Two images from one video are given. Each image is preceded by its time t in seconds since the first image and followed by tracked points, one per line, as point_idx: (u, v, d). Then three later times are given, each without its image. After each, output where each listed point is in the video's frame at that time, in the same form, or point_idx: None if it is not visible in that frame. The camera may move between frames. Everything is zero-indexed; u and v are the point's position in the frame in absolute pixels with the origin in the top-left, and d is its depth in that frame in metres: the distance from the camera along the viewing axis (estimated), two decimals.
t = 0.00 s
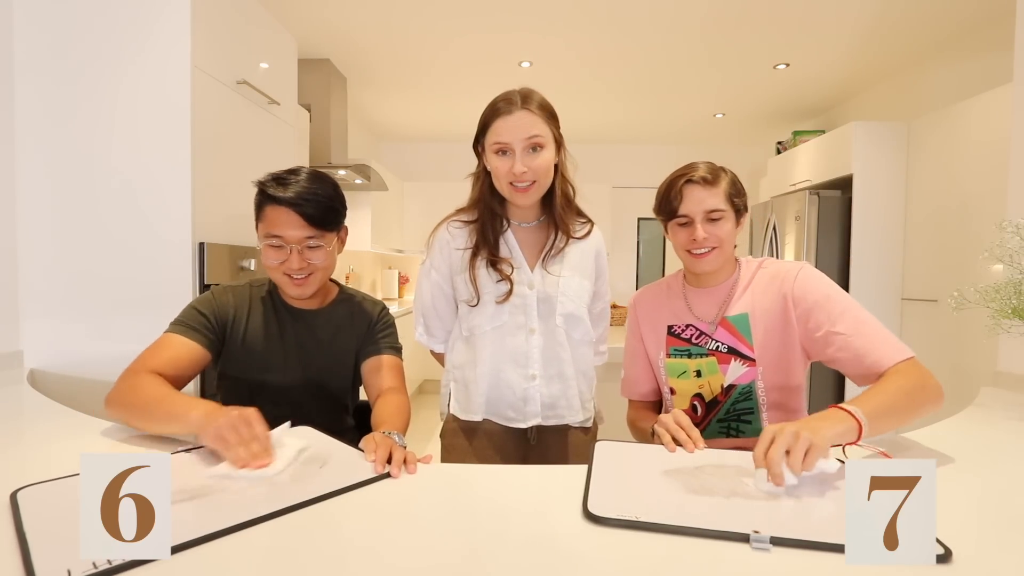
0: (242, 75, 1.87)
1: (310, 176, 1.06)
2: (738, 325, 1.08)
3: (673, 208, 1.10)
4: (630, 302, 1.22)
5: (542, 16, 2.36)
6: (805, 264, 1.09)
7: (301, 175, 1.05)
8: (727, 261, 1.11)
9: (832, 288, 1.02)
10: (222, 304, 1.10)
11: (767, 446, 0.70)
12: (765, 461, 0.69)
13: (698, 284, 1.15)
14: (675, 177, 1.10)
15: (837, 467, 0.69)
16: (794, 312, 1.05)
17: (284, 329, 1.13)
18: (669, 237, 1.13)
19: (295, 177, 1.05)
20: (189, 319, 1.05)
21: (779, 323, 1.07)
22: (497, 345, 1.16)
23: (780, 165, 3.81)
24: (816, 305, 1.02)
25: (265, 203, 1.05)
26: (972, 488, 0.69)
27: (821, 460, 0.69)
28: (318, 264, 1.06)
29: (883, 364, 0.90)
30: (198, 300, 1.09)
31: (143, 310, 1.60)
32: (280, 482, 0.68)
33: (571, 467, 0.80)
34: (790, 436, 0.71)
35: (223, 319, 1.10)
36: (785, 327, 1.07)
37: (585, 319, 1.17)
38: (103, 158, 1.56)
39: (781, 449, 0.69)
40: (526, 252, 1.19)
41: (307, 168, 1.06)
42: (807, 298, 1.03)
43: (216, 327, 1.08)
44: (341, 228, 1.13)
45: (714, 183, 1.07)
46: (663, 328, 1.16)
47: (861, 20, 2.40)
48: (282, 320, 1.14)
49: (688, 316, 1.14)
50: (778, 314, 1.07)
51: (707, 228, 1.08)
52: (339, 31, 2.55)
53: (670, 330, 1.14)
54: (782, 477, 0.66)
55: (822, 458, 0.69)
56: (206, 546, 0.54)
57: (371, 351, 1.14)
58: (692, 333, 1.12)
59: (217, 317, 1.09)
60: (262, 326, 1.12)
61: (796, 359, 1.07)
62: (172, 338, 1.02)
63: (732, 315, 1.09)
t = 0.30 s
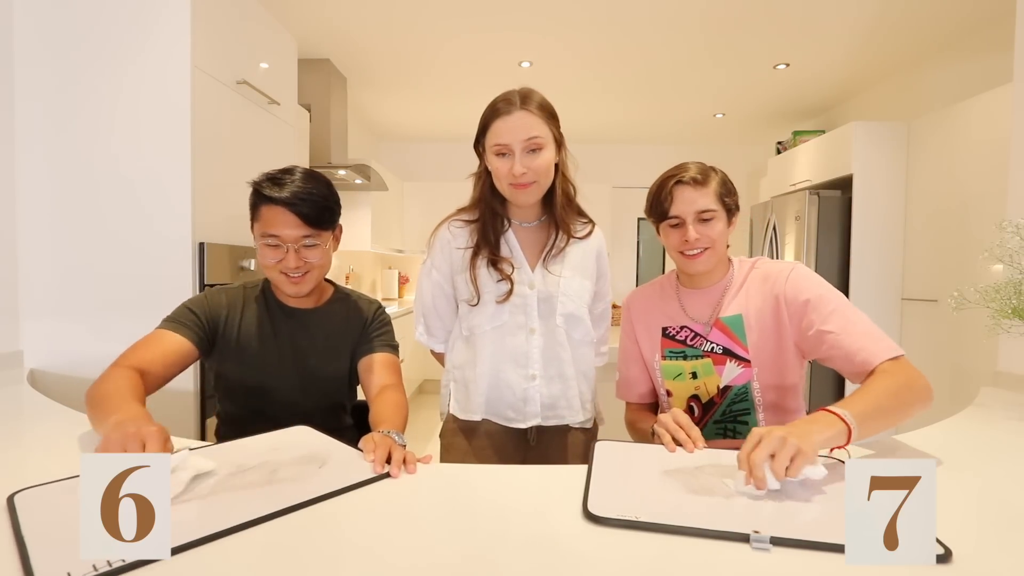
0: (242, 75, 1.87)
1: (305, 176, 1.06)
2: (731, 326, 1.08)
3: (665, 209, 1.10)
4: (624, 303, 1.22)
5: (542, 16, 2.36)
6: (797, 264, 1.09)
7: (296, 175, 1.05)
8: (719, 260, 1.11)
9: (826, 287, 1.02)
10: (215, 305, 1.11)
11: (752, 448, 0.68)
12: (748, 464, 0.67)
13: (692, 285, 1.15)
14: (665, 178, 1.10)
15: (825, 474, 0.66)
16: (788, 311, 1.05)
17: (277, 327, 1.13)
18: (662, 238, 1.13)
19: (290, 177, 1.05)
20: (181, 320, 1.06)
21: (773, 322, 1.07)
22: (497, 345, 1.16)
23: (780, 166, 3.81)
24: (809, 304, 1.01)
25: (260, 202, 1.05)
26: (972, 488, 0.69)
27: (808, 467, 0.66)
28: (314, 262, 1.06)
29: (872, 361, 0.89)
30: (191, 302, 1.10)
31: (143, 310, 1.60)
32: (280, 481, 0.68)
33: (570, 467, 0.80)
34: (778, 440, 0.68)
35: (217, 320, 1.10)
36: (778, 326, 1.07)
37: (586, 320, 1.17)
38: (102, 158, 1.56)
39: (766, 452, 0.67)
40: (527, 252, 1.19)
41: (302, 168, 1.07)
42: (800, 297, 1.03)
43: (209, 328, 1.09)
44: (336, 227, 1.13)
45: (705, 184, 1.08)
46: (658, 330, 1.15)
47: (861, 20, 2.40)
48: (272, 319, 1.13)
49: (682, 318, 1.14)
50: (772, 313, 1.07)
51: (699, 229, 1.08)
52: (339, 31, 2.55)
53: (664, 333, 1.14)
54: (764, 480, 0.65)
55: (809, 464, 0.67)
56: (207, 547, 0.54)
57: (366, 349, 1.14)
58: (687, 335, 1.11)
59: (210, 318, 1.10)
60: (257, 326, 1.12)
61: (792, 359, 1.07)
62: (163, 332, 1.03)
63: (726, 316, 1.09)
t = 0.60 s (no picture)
0: (242, 75, 1.87)
1: (291, 174, 1.07)
2: (730, 321, 1.09)
3: (666, 208, 1.10)
4: (623, 304, 1.22)
5: (542, 16, 2.36)
6: (795, 262, 1.10)
7: (282, 173, 1.05)
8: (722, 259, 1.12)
9: (817, 285, 1.02)
10: (218, 304, 1.09)
11: (718, 446, 0.69)
12: (716, 461, 0.68)
13: (694, 283, 1.16)
14: (667, 179, 1.10)
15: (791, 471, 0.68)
16: (783, 308, 1.05)
17: (282, 328, 1.13)
18: (663, 236, 1.13)
19: (276, 176, 1.05)
20: (188, 319, 1.04)
21: (767, 319, 1.08)
22: (497, 343, 1.16)
23: (780, 166, 3.81)
24: (800, 300, 1.02)
25: (246, 201, 1.05)
26: (972, 488, 0.69)
27: (774, 463, 0.68)
28: (304, 259, 1.07)
29: (843, 360, 0.89)
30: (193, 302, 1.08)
31: (143, 310, 1.60)
32: (281, 483, 0.68)
33: (570, 468, 0.80)
34: (743, 436, 0.70)
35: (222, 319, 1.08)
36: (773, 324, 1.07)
37: (587, 320, 1.17)
38: (102, 159, 1.56)
39: (732, 449, 0.68)
40: (529, 252, 1.19)
41: (286, 166, 1.07)
42: (793, 293, 1.03)
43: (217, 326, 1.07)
44: (324, 223, 1.13)
45: (707, 183, 1.08)
46: (657, 327, 1.15)
47: (861, 20, 2.40)
48: (273, 320, 1.13)
49: (681, 315, 1.14)
50: (767, 311, 1.08)
51: (700, 228, 1.08)
52: (339, 31, 2.55)
53: (664, 329, 1.14)
54: (733, 476, 0.66)
55: (774, 460, 0.68)
56: (207, 546, 0.54)
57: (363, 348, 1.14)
58: (686, 331, 1.12)
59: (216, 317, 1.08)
60: (256, 326, 1.12)
61: (784, 355, 1.08)
62: (178, 341, 1.00)
63: (727, 312, 1.10)
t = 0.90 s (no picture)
0: (242, 75, 1.87)
1: (294, 172, 1.08)
2: (730, 317, 1.09)
3: (678, 203, 1.10)
4: (628, 301, 1.22)
5: (542, 16, 2.36)
6: (796, 263, 1.09)
7: (286, 170, 1.06)
8: (727, 258, 1.11)
9: (815, 287, 1.02)
10: (214, 303, 1.09)
11: (694, 447, 0.68)
12: (690, 464, 0.67)
13: (697, 278, 1.15)
14: (682, 174, 1.11)
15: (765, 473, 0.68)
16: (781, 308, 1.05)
17: (280, 327, 1.13)
18: (672, 232, 1.13)
19: (279, 173, 1.06)
20: (184, 316, 1.04)
21: (765, 316, 1.07)
22: (498, 342, 1.16)
23: (780, 166, 3.81)
24: (793, 299, 1.02)
25: (250, 198, 1.06)
26: (972, 488, 0.69)
27: (749, 466, 0.68)
28: (306, 256, 1.07)
29: (821, 358, 0.90)
30: (188, 300, 1.08)
31: (143, 311, 1.60)
32: (280, 482, 0.68)
33: (570, 468, 0.80)
34: (719, 439, 0.68)
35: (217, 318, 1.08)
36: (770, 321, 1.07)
37: (587, 319, 1.17)
38: (103, 159, 1.56)
39: (707, 452, 0.66)
40: (530, 252, 1.19)
41: (290, 164, 1.08)
42: (788, 292, 1.03)
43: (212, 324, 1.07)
44: (326, 222, 1.14)
45: (720, 181, 1.08)
46: (658, 321, 1.16)
47: (861, 20, 2.40)
48: (271, 318, 1.13)
49: (682, 309, 1.14)
50: (765, 310, 1.07)
51: (709, 225, 1.08)
52: (339, 31, 2.55)
53: (665, 323, 1.15)
54: (705, 481, 0.65)
55: (749, 463, 0.67)
56: (207, 546, 0.54)
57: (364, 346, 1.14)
58: (686, 325, 1.12)
59: (212, 316, 1.08)
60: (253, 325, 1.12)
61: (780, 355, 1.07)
62: (170, 333, 1.00)
63: (728, 308, 1.10)
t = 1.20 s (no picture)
0: (242, 75, 1.88)
1: (288, 170, 1.08)
2: (740, 318, 1.09)
3: (700, 200, 1.10)
4: (636, 299, 1.22)
5: (542, 16, 2.36)
6: (806, 268, 1.09)
7: (280, 169, 1.07)
8: (740, 259, 1.12)
9: (819, 291, 1.02)
10: (208, 303, 1.10)
11: (677, 442, 0.69)
12: (674, 457, 0.68)
13: (707, 277, 1.15)
14: (704, 172, 1.11)
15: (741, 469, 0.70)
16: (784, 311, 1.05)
17: (276, 327, 1.13)
18: (690, 228, 1.13)
19: (274, 172, 1.06)
20: (178, 317, 1.05)
21: (768, 317, 1.07)
22: (493, 339, 1.16)
23: (780, 166, 3.81)
24: (800, 302, 1.01)
25: (244, 197, 1.06)
26: (973, 489, 0.69)
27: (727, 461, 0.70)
28: (302, 253, 1.07)
29: (814, 362, 0.91)
30: (186, 301, 1.09)
31: (143, 311, 1.59)
32: (280, 483, 0.68)
33: (570, 467, 0.80)
34: (701, 434, 0.70)
35: (211, 318, 1.09)
36: (772, 322, 1.07)
37: (585, 318, 1.17)
38: (103, 158, 1.56)
39: (691, 446, 0.68)
40: (529, 250, 1.19)
41: (284, 163, 1.08)
42: (794, 296, 1.03)
43: (206, 325, 1.08)
44: (321, 220, 1.14)
45: (742, 182, 1.09)
46: (666, 318, 1.16)
47: (860, 20, 2.40)
48: (267, 316, 1.14)
49: (692, 308, 1.14)
50: (769, 314, 1.08)
51: (728, 223, 1.07)
52: (339, 31, 2.55)
53: (674, 321, 1.14)
54: (687, 474, 0.67)
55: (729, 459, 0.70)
56: (207, 547, 0.54)
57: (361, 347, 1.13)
58: (695, 324, 1.12)
59: (206, 317, 1.08)
60: (249, 324, 1.12)
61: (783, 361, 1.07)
62: (168, 335, 1.01)
63: (740, 309, 1.10)
